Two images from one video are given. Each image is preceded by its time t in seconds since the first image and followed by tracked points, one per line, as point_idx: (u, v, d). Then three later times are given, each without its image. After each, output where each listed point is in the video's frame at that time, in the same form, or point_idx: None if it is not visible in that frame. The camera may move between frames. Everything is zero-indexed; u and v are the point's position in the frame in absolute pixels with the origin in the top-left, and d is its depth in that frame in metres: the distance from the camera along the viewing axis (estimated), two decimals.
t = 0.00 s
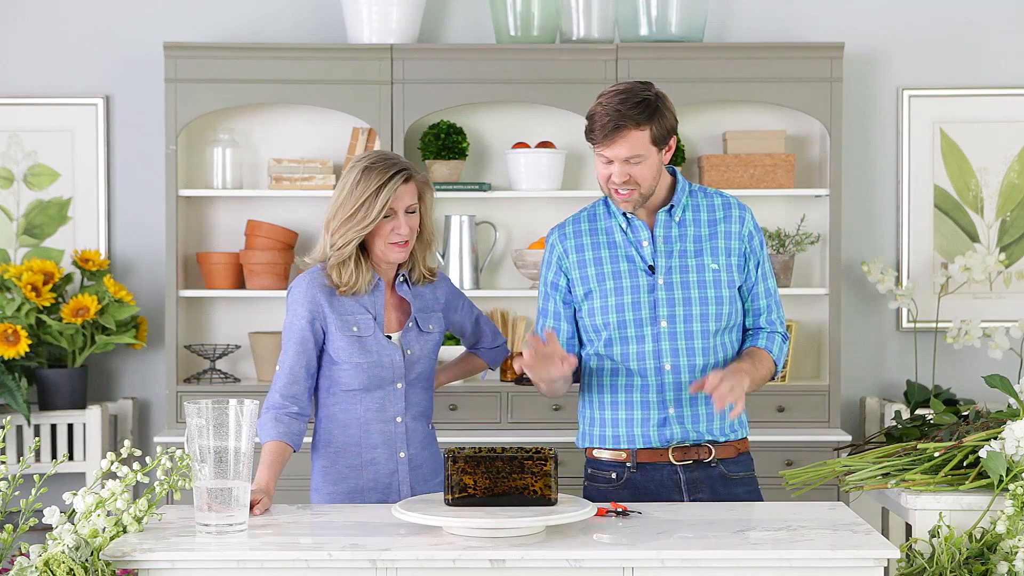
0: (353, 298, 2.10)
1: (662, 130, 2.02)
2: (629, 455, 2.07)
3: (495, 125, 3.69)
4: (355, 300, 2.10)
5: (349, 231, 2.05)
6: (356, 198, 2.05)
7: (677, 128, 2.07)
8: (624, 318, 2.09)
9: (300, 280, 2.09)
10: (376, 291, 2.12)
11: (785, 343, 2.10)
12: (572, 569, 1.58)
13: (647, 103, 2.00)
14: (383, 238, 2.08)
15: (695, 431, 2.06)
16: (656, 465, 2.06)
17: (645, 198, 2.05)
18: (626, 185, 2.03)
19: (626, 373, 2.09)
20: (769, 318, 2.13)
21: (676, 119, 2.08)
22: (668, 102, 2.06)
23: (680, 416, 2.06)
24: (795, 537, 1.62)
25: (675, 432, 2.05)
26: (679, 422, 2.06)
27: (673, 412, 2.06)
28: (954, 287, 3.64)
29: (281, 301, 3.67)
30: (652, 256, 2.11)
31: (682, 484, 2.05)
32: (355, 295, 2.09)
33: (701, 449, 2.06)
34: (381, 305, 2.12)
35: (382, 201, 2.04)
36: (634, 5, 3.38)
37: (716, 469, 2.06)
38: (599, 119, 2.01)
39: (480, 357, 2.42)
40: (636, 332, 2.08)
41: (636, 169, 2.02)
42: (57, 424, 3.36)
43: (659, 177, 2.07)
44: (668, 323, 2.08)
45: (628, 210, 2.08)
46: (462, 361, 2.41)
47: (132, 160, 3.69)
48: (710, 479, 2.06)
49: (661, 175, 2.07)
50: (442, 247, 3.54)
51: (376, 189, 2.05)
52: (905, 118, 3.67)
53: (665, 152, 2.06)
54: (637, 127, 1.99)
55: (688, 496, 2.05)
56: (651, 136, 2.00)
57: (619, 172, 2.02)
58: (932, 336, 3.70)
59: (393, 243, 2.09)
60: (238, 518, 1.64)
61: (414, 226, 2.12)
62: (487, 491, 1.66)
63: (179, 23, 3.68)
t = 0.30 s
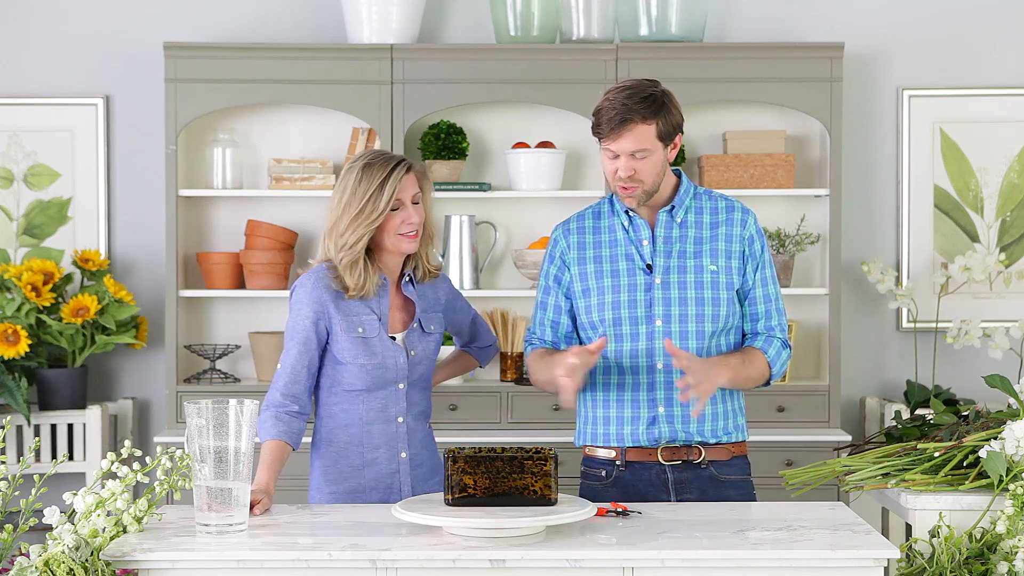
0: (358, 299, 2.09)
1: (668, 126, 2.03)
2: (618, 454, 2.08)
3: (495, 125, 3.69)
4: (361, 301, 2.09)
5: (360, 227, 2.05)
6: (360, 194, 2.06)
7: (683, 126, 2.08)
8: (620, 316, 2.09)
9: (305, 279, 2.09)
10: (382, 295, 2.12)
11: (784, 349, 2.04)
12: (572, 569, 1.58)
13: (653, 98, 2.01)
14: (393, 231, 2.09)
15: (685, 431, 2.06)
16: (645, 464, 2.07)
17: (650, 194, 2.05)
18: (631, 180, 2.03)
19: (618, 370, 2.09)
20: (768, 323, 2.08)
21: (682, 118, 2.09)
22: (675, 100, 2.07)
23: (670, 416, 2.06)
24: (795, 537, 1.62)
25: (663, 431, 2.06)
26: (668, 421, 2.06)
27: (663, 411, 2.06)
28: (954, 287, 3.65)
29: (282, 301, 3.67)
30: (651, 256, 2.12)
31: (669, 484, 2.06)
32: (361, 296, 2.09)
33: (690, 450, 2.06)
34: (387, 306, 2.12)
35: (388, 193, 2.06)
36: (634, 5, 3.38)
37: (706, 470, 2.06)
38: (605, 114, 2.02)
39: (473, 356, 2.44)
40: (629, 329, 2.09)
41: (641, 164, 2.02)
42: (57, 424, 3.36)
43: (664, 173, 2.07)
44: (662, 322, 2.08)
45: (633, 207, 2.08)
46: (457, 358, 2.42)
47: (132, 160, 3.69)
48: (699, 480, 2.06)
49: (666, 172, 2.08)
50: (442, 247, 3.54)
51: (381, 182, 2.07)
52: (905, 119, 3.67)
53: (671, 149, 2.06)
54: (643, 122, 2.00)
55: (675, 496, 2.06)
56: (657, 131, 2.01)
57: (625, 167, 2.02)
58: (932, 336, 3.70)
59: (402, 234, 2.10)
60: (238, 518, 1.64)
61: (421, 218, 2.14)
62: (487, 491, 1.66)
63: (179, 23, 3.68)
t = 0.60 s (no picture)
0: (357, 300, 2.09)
1: (669, 124, 2.03)
2: (617, 452, 2.08)
3: (495, 125, 3.69)
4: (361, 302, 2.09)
5: (368, 227, 2.04)
6: (366, 194, 2.05)
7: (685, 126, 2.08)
8: (622, 315, 2.10)
9: (303, 280, 2.08)
10: (380, 295, 2.12)
11: (784, 348, 2.00)
12: (572, 569, 1.58)
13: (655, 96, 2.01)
14: (401, 230, 2.09)
15: (684, 431, 2.06)
16: (644, 463, 2.07)
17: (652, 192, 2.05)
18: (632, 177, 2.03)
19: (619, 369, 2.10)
20: (770, 317, 2.05)
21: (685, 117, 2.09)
22: (678, 99, 2.07)
23: (669, 416, 2.06)
24: (795, 537, 1.62)
25: (662, 431, 2.06)
26: (667, 422, 2.06)
27: (661, 412, 2.06)
28: (954, 287, 3.65)
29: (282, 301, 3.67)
30: (654, 256, 2.12)
31: (667, 483, 2.06)
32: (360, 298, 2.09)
33: (689, 449, 2.06)
34: (385, 307, 2.12)
35: (395, 193, 2.06)
36: (634, 5, 3.38)
37: (704, 470, 2.06)
38: (607, 113, 2.02)
39: (476, 352, 2.44)
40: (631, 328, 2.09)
41: (643, 162, 2.02)
42: (58, 424, 3.36)
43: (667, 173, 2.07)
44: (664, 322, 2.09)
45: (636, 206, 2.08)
46: (459, 356, 2.42)
47: (132, 160, 3.69)
48: (697, 480, 2.06)
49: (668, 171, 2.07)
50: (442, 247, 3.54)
51: (388, 181, 2.06)
52: (905, 119, 3.67)
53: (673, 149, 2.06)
54: (643, 119, 2.00)
55: (673, 495, 2.06)
56: (658, 129, 2.01)
57: (626, 164, 2.02)
58: (932, 336, 3.70)
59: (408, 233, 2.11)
60: (238, 518, 1.64)
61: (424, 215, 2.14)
62: (487, 491, 1.66)
63: (179, 23, 3.68)
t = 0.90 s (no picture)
0: (354, 301, 2.09)
1: (670, 122, 2.03)
2: (627, 453, 2.08)
3: (495, 125, 3.69)
4: (357, 303, 2.09)
5: (361, 237, 2.02)
6: (364, 203, 2.03)
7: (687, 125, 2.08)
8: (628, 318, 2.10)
9: (300, 283, 2.08)
10: (377, 295, 2.12)
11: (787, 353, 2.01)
12: (572, 569, 1.58)
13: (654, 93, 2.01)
14: (394, 240, 2.07)
15: (693, 433, 2.06)
16: (653, 462, 2.07)
17: (652, 192, 2.05)
18: (631, 175, 2.02)
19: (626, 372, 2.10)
20: (773, 316, 2.05)
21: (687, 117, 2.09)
22: (679, 97, 2.07)
23: (678, 417, 2.06)
24: (795, 537, 1.62)
25: (672, 432, 2.06)
26: (677, 423, 2.06)
27: (671, 413, 2.06)
28: (954, 287, 3.64)
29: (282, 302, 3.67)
30: (658, 257, 2.12)
31: (677, 482, 2.06)
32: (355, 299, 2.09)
33: (699, 449, 2.06)
34: (382, 307, 2.11)
35: (393, 206, 2.03)
36: (634, 5, 3.38)
37: (714, 469, 2.06)
38: (608, 108, 2.03)
39: (480, 356, 2.44)
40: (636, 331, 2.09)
41: (643, 158, 2.01)
42: (58, 424, 3.36)
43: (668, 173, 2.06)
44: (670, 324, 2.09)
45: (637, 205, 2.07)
46: (460, 360, 2.42)
47: (132, 160, 3.69)
48: (707, 479, 2.06)
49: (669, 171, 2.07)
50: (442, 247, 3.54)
51: (387, 192, 2.03)
52: (905, 119, 3.67)
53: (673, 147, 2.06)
54: (643, 116, 2.00)
55: (683, 494, 2.06)
56: (658, 126, 2.01)
57: (627, 161, 2.01)
58: (932, 335, 3.70)
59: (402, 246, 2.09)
60: (238, 518, 1.65)
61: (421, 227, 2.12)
62: (487, 491, 1.66)
63: (179, 23, 3.68)
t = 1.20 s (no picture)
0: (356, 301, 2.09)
1: (675, 123, 2.04)
2: (642, 450, 2.11)
3: (495, 125, 3.69)
4: (359, 304, 2.09)
5: (351, 238, 2.03)
6: (356, 205, 2.03)
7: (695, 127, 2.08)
8: (639, 317, 2.13)
9: (301, 282, 2.08)
10: (379, 294, 2.11)
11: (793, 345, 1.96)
12: (572, 569, 1.58)
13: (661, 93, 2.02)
14: (386, 244, 2.06)
15: (706, 431, 2.09)
16: (668, 459, 2.10)
17: (655, 192, 2.06)
18: (634, 174, 2.04)
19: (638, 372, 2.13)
20: (778, 312, 2.01)
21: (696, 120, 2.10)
22: (688, 99, 2.08)
23: (690, 415, 2.09)
24: (795, 537, 1.62)
25: (684, 429, 2.09)
26: (689, 420, 2.09)
27: (683, 410, 2.09)
28: (954, 287, 3.64)
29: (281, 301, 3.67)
30: (668, 257, 2.13)
31: (692, 478, 2.09)
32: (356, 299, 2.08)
33: (714, 445, 2.09)
34: (384, 307, 2.11)
35: (382, 208, 2.02)
36: (634, 5, 3.38)
37: (729, 465, 2.09)
38: (614, 108, 2.05)
39: (480, 356, 2.44)
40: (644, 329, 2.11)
41: (646, 158, 2.02)
42: (57, 424, 3.36)
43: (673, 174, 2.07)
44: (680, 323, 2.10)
45: (640, 204, 2.09)
46: (460, 360, 2.42)
47: (132, 160, 3.69)
48: (721, 475, 2.09)
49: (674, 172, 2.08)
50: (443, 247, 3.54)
51: (378, 195, 2.03)
52: (905, 119, 3.67)
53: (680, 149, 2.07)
54: (648, 115, 2.01)
55: (698, 490, 2.08)
56: (663, 126, 2.02)
57: (630, 160, 2.03)
58: (932, 335, 3.70)
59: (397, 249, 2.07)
60: (238, 518, 1.65)
61: (418, 232, 2.10)
62: (487, 491, 1.66)
63: (179, 23, 3.68)
